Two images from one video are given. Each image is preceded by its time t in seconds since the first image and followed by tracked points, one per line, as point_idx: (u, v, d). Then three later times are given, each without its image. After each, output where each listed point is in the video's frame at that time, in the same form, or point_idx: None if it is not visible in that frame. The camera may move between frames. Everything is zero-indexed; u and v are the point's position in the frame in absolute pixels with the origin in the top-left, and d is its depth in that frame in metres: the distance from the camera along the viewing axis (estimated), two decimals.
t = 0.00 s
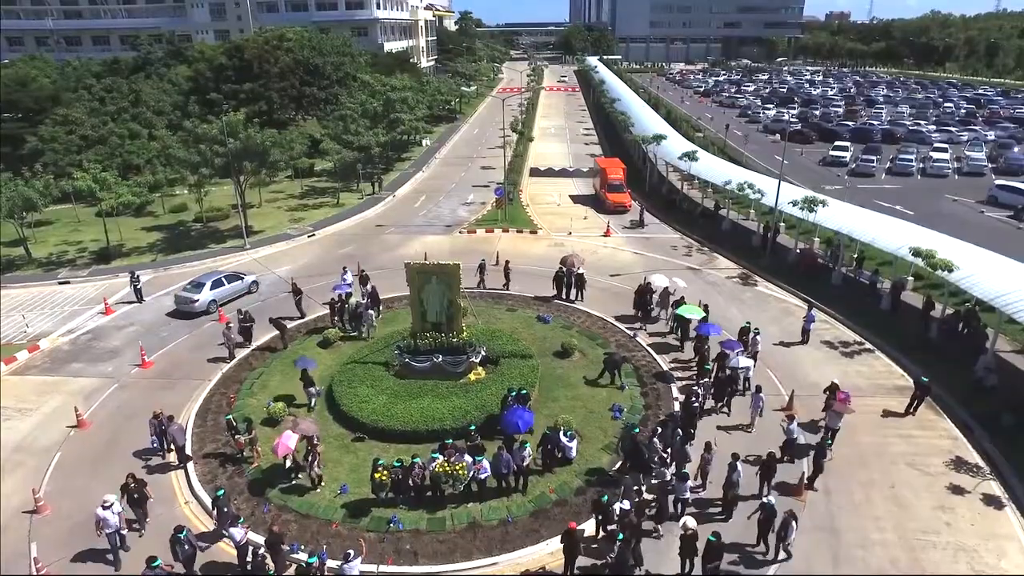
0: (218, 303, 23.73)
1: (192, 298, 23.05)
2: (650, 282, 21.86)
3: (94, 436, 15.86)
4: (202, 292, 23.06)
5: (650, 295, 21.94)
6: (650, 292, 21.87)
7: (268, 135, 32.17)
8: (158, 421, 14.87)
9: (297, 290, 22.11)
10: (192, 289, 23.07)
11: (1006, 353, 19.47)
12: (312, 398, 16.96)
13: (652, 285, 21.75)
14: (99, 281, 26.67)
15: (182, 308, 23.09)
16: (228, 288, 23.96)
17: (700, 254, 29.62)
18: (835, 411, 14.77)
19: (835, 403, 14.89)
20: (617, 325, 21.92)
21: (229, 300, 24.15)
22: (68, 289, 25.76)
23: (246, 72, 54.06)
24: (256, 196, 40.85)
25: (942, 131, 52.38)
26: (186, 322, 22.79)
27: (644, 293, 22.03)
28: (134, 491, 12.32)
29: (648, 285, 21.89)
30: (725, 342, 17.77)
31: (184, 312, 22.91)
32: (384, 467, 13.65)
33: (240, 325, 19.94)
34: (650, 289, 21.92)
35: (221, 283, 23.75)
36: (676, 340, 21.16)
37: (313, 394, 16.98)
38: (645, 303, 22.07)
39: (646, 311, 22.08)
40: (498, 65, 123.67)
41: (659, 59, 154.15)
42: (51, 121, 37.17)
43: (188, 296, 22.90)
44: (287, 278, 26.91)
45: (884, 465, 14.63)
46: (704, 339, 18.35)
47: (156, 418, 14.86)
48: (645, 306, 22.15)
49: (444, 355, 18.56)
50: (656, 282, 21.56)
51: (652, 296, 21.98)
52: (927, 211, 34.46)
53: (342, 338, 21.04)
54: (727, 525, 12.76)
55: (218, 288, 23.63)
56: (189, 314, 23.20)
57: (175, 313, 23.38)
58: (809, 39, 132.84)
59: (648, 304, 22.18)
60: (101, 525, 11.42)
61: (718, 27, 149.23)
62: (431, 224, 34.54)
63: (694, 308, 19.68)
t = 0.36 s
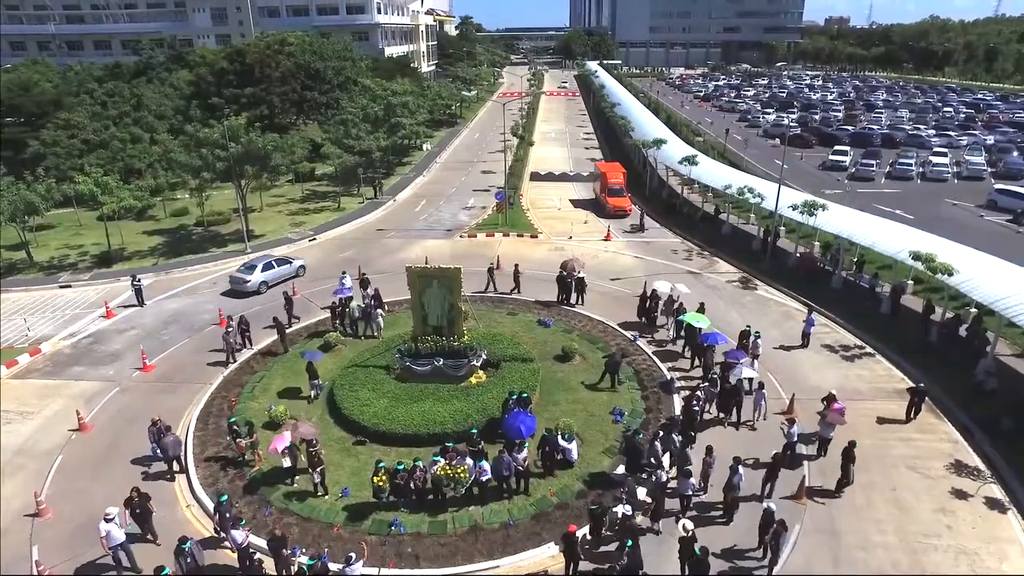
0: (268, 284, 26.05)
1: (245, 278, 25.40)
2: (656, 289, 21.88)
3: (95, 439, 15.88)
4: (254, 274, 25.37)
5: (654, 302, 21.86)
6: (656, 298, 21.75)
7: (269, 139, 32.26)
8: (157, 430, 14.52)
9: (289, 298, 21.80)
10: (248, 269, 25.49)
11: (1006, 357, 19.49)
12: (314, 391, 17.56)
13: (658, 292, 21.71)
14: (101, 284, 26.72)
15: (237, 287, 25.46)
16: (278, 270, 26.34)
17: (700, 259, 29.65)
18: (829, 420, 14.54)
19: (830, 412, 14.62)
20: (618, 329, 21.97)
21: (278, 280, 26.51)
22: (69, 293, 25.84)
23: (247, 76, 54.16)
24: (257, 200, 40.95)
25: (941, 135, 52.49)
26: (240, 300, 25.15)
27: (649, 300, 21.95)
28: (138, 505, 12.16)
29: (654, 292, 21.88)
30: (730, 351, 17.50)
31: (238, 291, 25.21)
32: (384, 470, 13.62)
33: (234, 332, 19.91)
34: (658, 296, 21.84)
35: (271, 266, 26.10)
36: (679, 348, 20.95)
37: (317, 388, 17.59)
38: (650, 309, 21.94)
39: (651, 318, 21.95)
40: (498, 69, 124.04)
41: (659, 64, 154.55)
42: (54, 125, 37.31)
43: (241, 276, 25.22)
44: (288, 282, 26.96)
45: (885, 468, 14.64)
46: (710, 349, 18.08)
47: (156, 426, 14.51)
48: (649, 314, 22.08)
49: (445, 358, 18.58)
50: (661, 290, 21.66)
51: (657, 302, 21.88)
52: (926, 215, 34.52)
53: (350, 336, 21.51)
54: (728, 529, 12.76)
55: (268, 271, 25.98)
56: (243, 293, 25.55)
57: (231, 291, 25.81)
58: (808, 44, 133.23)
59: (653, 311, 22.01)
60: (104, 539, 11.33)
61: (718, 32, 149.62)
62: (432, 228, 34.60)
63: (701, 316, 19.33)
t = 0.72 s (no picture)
0: (313, 276, 28.18)
1: (294, 269, 27.60)
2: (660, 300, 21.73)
3: (94, 449, 15.82)
4: (301, 265, 27.54)
5: (659, 314, 21.59)
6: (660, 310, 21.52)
7: (270, 149, 32.37)
8: (156, 440, 14.21)
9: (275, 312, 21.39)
10: (298, 260, 27.67)
11: (1007, 366, 19.47)
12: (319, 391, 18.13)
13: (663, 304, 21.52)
14: (102, 294, 26.74)
15: (285, 277, 27.66)
16: (323, 262, 28.47)
17: (700, 268, 29.69)
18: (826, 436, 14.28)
19: (827, 429, 14.37)
20: (618, 338, 21.97)
21: (323, 272, 28.66)
22: (70, 302, 25.87)
23: (249, 87, 54.45)
24: (257, 210, 41.05)
25: (940, 145, 52.69)
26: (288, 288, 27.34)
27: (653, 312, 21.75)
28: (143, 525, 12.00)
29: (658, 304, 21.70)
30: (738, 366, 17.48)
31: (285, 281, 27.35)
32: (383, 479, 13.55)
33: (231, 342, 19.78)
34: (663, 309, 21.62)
35: (317, 258, 28.26)
36: (682, 361, 20.67)
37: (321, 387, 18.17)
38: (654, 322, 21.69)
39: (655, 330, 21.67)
40: (498, 80, 124.65)
41: (659, 75, 155.41)
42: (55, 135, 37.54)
43: (290, 267, 27.43)
44: (289, 291, 27.00)
45: (888, 479, 14.57)
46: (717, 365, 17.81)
47: (155, 437, 14.19)
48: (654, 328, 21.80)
49: (445, 367, 18.56)
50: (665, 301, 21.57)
51: (661, 315, 21.60)
52: (926, 224, 34.59)
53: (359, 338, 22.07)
54: (729, 539, 12.68)
55: (314, 262, 28.14)
56: (291, 282, 27.77)
57: (281, 280, 28.04)
58: (807, 55, 134.08)
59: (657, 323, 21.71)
60: (110, 557, 11.24)
61: (717, 43, 150.61)
62: (432, 238, 34.65)
63: (705, 328, 19.11)
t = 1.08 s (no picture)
0: (360, 277, 30.79)
1: (343, 270, 30.23)
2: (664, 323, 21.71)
3: (91, 469, 15.71)
4: (350, 267, 30.21)
5: (663, 337, 21.37)
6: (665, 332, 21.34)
7: (272, 169, 32.58)
8: (158, 461, 14.25)
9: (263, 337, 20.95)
10: (347, 264, 30.32)
11: (1008, 385, 19.41)
12: (323, 399, 18.79)
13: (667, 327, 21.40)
14: (102, 313, 26.76)
15: (335, 278, 30.31)
16: (368, 264, 31.08)
17: (700, 287, 29.73)
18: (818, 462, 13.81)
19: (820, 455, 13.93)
20: (619, 358, 21.92)
21: (368, 273, 31.27)
22: (70, 321, 25.90)
23: (251, 108, 54.99)
24: (258, 230, 41.20)
25: (937, 165, 53.06)
26: (338, 288, 29.95)
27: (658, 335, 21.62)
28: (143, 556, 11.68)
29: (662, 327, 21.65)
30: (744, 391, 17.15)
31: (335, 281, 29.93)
32: (383, 500, 13.47)
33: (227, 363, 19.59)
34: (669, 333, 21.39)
35: (364, 261, 30.89)
36: (685, 385, 20.27)
37: (327, 396, 18.88)
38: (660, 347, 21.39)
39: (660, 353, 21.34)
40: (498, 101, 125.91)
41: (658, 96, 156.91)
42: (60, 155, 37.88)
43: (340, 268, 30.05)
44: (289, 310, 27.02)
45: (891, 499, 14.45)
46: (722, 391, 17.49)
47: (157, 458, 14.25)
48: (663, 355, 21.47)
49: (445, 387, 18.51)
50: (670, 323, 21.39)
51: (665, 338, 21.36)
52: (924, 244, 34.69)
53: (360, 356, 22.28)
54: (733, 560, 12.52)
55: (361, 264, 30.77)
56: (340, 283, 30.35)
57: (331, 281, 30.67)
58: (803, 77, 135.62)
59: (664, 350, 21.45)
60: None
61: (715, 65, 152.39)
62: (433, 258, 34.73)
63: (709, 351, 18.92)
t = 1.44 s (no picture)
0: (399, 281, 33.41)
1: (384, 275, 32.84)
2: (664, 345, 21.15)
3: (87, 489, 15.58)
4: (391, 272, 32.86)
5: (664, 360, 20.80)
6: (666, 355, 20.77)
7: (274, 191, 32.76)
8: (155, 484, 14.13)
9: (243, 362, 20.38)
10: (388, 270, 33.00)
11: (1010, 405, 19.33)
12: (332, 409, 19.25)
13: (669, 348, 20.80)
14: (102, 332, 26.77)
15: (377, 283, 32.85)
16: (406, 270, 33.78)
17: (700, 308, 29.77)
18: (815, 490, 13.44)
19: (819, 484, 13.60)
20: (619, 379, 21.84)
21: (406, 279, 33.95)
22: (70, 340, 25.91)
23: (254, 130, 55.54)
24: (259, 250, 41.34)
25: (934, 186, 53.41)
26: (380, 291, 32.52)
27: (658, 356, 21.00)
28: None
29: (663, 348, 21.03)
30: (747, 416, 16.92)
31: (377, 285, 32.51)
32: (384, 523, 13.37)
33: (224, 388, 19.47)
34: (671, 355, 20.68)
35: (402, 267, 33.58)
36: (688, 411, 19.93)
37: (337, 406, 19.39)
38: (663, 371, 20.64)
39: (663, 376, 20.68)
40: (497, 123, 127.10)
41: (656, 118, 158.46)
42: (63, 176, 38.19)
43: (381, 273, 32.66)
44: (289, 330, 27.03)
45: (894, 519, 14.32)
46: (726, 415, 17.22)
47: (154, 481, 14.12)
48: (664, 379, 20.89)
49: (445, 408, 18.43)
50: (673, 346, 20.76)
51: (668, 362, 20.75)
52: (923, 264, 34.79)
53: (361, 377, 22.26)
54: None
55: (399, 270, 33.43)
56: (381, 287, 32.92)
57: (372, 286, 33.25)
58: (800, 99, 137.14)
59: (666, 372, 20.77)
60: None
61: (713, 88, 154.18)
62: (433, 279, 34.79)
63: (712, 375, 18.66)
